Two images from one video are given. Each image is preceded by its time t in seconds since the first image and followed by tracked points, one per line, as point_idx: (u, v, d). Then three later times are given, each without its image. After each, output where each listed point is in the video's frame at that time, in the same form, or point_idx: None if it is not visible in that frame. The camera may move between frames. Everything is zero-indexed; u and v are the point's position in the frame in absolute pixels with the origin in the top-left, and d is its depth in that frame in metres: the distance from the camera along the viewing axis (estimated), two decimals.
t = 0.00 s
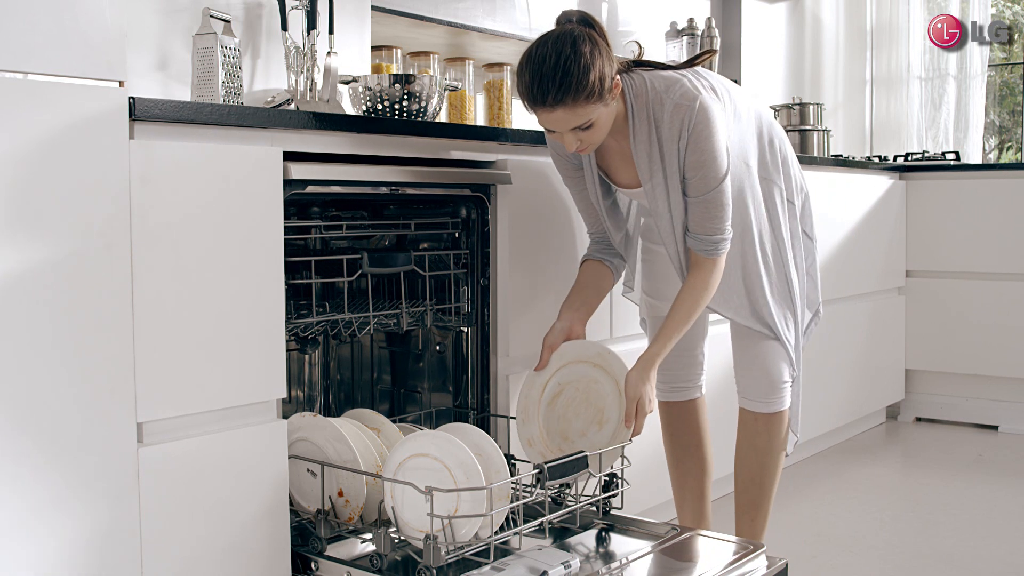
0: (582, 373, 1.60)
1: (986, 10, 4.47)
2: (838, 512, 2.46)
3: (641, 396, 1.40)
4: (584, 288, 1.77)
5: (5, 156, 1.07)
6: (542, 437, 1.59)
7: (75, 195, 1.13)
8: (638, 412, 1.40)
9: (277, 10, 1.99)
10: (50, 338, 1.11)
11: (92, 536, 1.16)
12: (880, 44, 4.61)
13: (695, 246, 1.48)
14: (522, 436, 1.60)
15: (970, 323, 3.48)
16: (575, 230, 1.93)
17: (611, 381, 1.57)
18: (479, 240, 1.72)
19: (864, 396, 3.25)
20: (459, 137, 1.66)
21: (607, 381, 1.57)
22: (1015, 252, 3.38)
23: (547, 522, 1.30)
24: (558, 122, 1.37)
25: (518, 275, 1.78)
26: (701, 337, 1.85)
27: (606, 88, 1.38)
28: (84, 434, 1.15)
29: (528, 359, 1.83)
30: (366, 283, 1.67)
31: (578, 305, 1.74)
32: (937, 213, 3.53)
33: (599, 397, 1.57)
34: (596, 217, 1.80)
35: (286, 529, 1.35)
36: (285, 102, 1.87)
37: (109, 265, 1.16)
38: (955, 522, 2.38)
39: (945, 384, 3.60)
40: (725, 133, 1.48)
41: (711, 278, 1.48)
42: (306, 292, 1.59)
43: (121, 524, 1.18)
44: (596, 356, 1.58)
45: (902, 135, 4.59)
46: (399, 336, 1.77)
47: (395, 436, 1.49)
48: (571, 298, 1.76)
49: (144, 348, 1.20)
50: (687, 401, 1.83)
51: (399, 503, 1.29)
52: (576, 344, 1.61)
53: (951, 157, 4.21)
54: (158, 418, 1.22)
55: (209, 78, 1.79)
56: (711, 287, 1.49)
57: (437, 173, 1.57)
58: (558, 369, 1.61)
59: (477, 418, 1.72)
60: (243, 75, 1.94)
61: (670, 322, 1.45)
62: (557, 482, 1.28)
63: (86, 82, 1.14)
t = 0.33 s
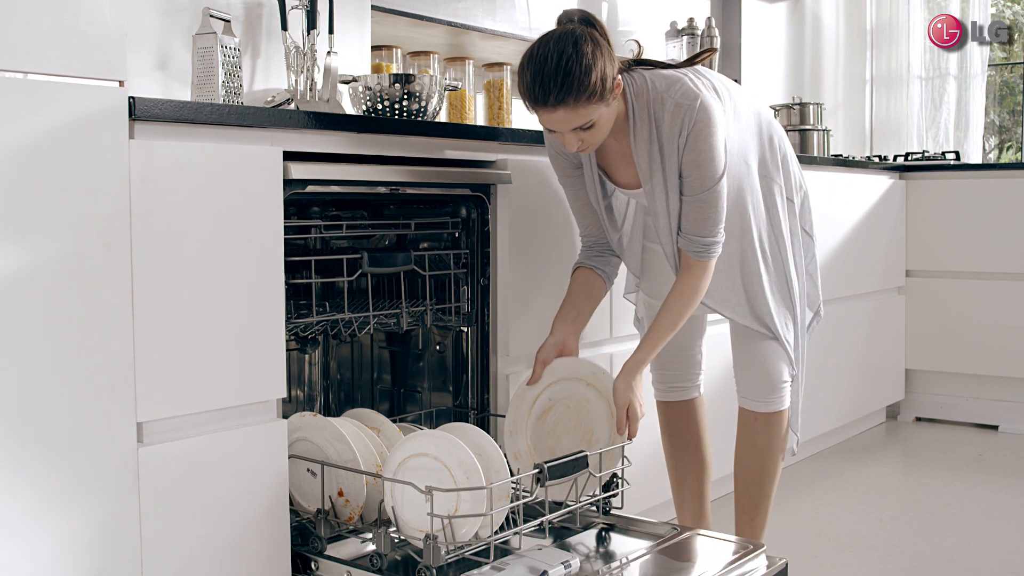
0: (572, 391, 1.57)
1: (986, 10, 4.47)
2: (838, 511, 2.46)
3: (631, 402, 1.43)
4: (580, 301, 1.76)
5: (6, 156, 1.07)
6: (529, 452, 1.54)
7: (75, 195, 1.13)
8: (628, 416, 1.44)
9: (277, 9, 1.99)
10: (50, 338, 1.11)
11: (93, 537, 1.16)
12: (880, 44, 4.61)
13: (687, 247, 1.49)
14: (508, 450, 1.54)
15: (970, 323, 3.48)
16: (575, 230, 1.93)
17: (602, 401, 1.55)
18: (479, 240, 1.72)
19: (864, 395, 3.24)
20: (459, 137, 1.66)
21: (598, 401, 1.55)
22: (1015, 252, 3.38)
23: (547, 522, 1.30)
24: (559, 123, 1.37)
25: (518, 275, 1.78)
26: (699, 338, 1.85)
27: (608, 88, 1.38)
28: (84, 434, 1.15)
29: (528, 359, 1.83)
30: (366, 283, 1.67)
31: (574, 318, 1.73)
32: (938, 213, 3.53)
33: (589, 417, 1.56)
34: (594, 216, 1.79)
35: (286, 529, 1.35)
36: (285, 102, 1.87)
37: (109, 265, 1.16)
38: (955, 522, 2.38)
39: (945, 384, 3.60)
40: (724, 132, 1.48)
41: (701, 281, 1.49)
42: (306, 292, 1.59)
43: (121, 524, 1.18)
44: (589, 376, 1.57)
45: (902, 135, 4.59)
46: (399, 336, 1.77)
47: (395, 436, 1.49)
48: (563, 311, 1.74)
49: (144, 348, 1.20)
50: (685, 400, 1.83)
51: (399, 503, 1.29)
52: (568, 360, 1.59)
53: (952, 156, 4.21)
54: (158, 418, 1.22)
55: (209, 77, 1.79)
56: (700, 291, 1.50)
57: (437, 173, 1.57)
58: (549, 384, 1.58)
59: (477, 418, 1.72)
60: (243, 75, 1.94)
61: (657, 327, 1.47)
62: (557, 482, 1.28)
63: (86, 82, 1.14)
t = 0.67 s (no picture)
0: (581, 402, 1.55)
1: (986, 10, 4.46)
2: (838, 512, 2.46)
3: (631, 397, 1.44)
4: (587, 302, 1.78)
5: (5, 156, 1.07)
6: (531, 457, 1.49)
7: (75, 195, 1.13)
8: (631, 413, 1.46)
9: (277, 9, 1.99)
10: (50, 338, 1.11)
11: (94, 537, 1.16)
12: (880, 43, 4.61)
13: (689, 245, 1.49)
14: (509, 454, 1.49)
15: (970, 323, 3.48)
16: (575, 228, 1.93)
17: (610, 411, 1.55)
18: (479, 240, 1.72)
19: (864, 395, 3.24)
20: (459, 137, 1.66)
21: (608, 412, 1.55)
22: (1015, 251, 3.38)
23: (547, 522, 1.29)
24: (560, 119, 1.37)
25: (520, 275, 1.78)
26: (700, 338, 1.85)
27: (610, 85, 1.38)
28: (84, 434, 1.15)
29: (529, 359, 1.83)
30: (366, 282, 1.67)
31: (583, 327, 1.73)
32: (937, 213, 3.53)
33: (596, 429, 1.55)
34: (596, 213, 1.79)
35: (286, 529, 1.35)
36: (285, 102, 1.87)
37: (108, 264, 1.16)
38: (955, 522, 2.37)
39: (945, 384, 3.60)
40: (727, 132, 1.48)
41: (702, 279, 1.49)
42: (306, 292, 1.59)
43: (121, 524, 1.18)
44: (598, 386, 1.55)
45: (902, 135, 4.58)
46: (399, 336, 1.78)
47: (395, 436, 1.49)
48: (574, 317, 1.75)
49: (144, 348, 1.20)
50: (687, 400, 1.83)
51: (399, 503, 1.29)
52: (579, 371, 1.56)
53: (952, 156, 4.20)
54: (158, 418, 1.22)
55: (209, 77, 1.79)
56: (700, 290, 1.50)
57: (437, 172, 1.57)
58: (560, 394, 1.54)
59: (477, 418, 1.73)
60: (243, 75, 1.94)
61: (658, 326, 1.48)
62: (556, 481, 1.28)
63: (87, 81, 1.14)
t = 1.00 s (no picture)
0: (580, 401, 1.55)
1: (986, 10, 4.44)
2: (838, 512, 2.45)
3: (639, 382, 1.45)
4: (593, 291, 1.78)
5: (5, 156, 1.07)
6: (530, 457, 1.48)
7: (75, 194, 1.13)
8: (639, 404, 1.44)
9: (277, 9, 2.00)
10: (51, 338, 1.11)
11: (94, 537, 1.16)
12: (880, 44, 4.62)
13: (703, 232, 1.50)
14: (509, 453, 1.48)
15: (970, 323, 3.48)
16: (575, 228, 1.93)
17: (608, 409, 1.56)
18: (479, 240, 1.73)
19: (864, 395, 3.24)
20: (459, 137, 1.66)
21: (606, 411, 1.55)
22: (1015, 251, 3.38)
23: (547, 522, 1.29)
24: (572, 94, 1.37)
25: (522, 273, 1.78)
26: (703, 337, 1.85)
27: (624, 62, 1.38)
28: (84, 434, 1.14)
29: (529, 358, 1.82)
30: (366, 282, 1.66)
31: (589, 320, 1.74)
32: (937, 213, 3.53)
33: (593, 428, 1.55)
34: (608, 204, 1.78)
35: (286, 529, 1.36)
36: (285, 102, 1.87)
37: (108, 263, 1.16)
38: (955, 522, 2.37)
39: (945, 384, 3.60)
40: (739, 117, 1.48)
41: (715, 265, 1.50)
42: (306, 292, 1.59)
43: (121, 524, 1.18)
44: (598, 386, 1.55)
45: (902, 135, 4.58)
46: (399, 335, 1.78)
47: (395, 436, 1.49)
48: (578, 312, 1.76)
49: (144, 348, 1.20)
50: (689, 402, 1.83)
51: (399, 503, 1.29)
52: (579, 371, 1.55)
53: (952, 156, 4.20)
54: (157, 418, 1.22)
55: (209, 77, 1.79)
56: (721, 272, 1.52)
57: (437, 172, 1.57)
58: (560, 393, 1.53)
59: (477, 418, 1.74)
60: (243, 74, 1.94)
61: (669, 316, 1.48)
62: (556, 481, 1.28)
63: (87, 82, 1.14)
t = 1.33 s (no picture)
0: (581, 401, 1.54)
1: (986, 10, 4.44)
2: (837, 511, 2.45)
3: (708, 288, 1.42)
4: (611, 219, 1.73)
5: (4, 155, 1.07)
6: (530, 456, 1.48)
7: (76, 194, 1.13)
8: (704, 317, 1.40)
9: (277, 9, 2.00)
10: (50, 338, 1.11)
11: (94, 536, 1.16)
12: (880, 44, 4.62)
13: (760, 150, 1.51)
14: (509, 453, 1.47)
15: (970, 323, 3.48)
16: (575, 229, 1.93)
17: (608, 409, 1.57)
18: (479, 239, 1.73)
19: (864, 394, 3.24)
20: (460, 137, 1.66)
21: (605, 412, 1.57)
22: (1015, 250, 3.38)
23: (547, 521, 1.29)
24: None
25: (524, 271, 1.77)
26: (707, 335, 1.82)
27: None
28: (83, 434, 1.14)
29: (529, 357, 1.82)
30: (366, 282, 1.66)
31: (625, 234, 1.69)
32: (937, 213, 3.53)
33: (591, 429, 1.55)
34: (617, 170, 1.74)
35: (286, 529, 1.36)
36: (285, 102, 1.87)
37: (107, 264, 1.16)
38: (956, 522, 2.37)
39: (944, 384, 3.60)
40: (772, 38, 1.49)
41: (777, 181, 1.51)
42: (306, 291, 1.59)
43: (121, 523, 1.18)
44: (598, 386, 1.55)
45: (902, 135, 4.58)
46: (399, 335, 1.78)
47: (395, 435, 1.49)
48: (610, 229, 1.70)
49: (144, 347, 1.20)
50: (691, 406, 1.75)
51: (399, 503, 1.29)
52: (579, 371, 1.54)
53: (952, 155, 4.20)
54: (157, 417, 1.22)
55: (209, 77, 1.79)
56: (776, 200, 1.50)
57: (437, 172, 1.57)
58: (560, 393, 1.51)
59: (477, 418, 1.74)
60: (243, 74, 1.94)
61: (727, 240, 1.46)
62: (557, 481, 1.28)
63: (87, 82, 1.14)
